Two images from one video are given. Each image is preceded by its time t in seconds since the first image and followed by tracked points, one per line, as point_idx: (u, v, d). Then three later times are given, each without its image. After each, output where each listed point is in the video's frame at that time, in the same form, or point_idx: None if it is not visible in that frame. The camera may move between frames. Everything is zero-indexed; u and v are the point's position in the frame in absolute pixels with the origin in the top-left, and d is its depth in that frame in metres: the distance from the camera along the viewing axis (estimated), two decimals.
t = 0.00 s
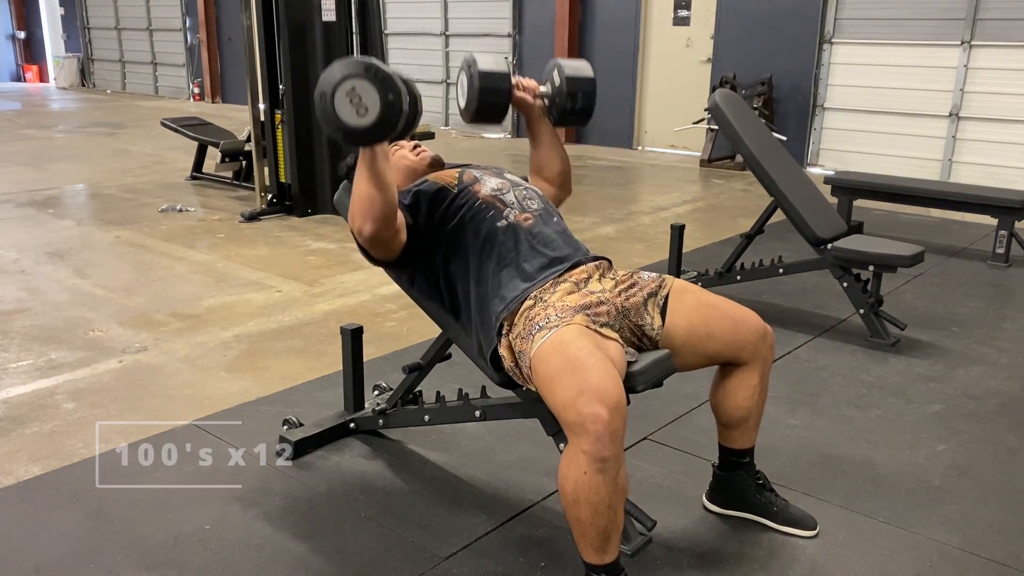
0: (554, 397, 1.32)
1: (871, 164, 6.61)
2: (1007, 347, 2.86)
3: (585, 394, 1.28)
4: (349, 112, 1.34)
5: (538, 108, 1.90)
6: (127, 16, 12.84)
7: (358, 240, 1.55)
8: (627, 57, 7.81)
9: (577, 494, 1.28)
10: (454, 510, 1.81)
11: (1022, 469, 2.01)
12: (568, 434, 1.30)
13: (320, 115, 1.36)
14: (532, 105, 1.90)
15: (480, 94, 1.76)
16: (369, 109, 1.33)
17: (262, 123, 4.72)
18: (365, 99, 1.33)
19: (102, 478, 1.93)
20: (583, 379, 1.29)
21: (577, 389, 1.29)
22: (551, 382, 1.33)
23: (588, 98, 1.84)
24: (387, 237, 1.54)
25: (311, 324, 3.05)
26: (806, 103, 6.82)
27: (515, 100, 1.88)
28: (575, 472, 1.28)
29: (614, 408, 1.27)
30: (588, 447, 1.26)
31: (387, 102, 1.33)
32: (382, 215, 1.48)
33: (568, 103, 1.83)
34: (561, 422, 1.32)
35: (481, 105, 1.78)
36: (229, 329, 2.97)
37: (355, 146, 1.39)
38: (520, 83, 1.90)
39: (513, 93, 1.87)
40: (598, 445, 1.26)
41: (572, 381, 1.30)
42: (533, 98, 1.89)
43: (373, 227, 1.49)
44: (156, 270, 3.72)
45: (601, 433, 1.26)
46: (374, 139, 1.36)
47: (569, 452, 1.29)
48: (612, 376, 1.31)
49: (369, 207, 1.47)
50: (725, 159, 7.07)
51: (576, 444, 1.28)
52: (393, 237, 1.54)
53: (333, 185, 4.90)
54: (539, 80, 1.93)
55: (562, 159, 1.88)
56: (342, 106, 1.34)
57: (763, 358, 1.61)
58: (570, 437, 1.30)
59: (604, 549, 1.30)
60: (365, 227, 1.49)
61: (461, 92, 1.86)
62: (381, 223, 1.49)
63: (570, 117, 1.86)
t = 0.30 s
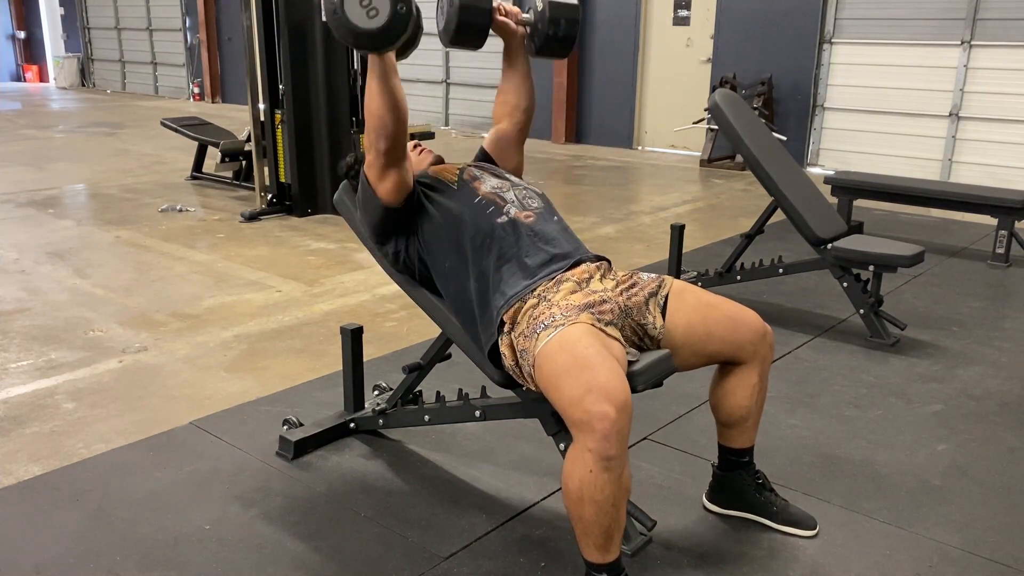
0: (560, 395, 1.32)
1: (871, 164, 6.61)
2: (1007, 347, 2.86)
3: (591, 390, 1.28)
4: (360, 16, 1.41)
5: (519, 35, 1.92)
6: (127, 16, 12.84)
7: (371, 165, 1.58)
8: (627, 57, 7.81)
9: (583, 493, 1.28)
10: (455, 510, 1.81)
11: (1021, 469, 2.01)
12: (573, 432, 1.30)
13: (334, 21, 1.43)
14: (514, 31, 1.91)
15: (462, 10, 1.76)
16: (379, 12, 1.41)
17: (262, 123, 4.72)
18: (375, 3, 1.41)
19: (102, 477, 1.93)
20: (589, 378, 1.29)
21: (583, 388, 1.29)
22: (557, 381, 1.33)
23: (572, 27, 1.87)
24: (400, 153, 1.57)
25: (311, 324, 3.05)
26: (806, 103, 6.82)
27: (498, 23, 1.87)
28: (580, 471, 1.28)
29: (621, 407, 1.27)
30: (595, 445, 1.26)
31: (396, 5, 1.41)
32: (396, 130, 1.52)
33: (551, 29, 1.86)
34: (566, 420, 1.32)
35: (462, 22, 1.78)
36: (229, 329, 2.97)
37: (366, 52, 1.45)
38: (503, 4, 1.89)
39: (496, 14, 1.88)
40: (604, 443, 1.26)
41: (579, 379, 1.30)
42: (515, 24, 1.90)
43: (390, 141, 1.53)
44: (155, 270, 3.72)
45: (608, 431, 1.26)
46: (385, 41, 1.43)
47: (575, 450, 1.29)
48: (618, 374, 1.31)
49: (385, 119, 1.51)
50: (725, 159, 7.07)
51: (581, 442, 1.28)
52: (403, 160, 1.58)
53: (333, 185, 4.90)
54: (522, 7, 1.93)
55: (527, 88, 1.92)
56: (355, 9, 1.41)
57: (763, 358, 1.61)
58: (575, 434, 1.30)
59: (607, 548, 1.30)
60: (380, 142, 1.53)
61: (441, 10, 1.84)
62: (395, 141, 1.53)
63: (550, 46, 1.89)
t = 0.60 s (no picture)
0: (556, 397, 1.32)
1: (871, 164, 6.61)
2: (1007, 347, 2.86)
3: (588, 392, 1.28)
4: (367, 57, 1.37)
5: (532, 73, 1.90)
6: (127, 16, 12.84)
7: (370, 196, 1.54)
8: (627, 57, 7.81)
9: (579, 494, 1.28)
10: (455, 509, 1.81)
11: (1021, 469, 2.01)
12: (569, 433, 1.30)
13: (339, 62, 1.38)
14: (527, 70, 1.89)
15: (473, 54, 1.74)
16: (387, 53, 1.37)
17: (262, 123, 4.72)
18: (383, 44, 1.36)
19: (103, 477, 1.93)
20: (585, 379, 1.29)
21: (579, 389, 1.29)
22: (554, 382, 1.33)
23: (583, 62, 1.82)
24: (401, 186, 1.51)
25: (311, 324, 3.05)
26: (806, 103, 6.82)
27: (509, 64, 1.87)
28: (576, 472, 1.28)
29: (616, 408, 1.27)
30: (590, 445, 1.26)
31: (405, 46, 1.37)
32: (399, 163, 1.47)
33: (562, 67, 1.82)
34: (563, 421, 1.32)
35: (474, 66, 1.76)
36: (229, 329, 2.97)
37: (372, 92, 1.41)
38: (517, 48, 1.90)
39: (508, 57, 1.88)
40: (599, 444, 1.26)
41: (575, 380, 1.30)
42: (527, 64, 1.88)
43: (392, 176, 1.48)
44: (155, 270, 3.72)
45: (603, 431, 1.26)
46: (394, 81, 1.39)
47: (570, 451, 1.29)
48: (614, 376, 1.30)
49: (387, 152, 1.46)
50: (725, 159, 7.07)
51: (577, 443, 1.28)
52: (406, 191, 1.53)
53: (333, 185, 4.90)
54: (534, 46, 1.92)
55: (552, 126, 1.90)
56: (362, 49, 1.36)
57: (766, 360, 1.61)
58: (571, 435, 1.30)
59: (604, 548, 1.30)
60: (382, 176, 1.48)
61: (454, 56, 1.85)
62: (397, 174, 1.48)
63: (564, 83, 1.85)
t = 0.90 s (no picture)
0: (555, 399, 1.32)
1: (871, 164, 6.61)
2: (1007, 347, 2.86)
3: (587, 394, 1.28)
4: (364, 135, 1.32)
5: (551, 127, 1.90)
6: (127, 16, 12.84)
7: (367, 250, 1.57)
8: (627, 57, 7.81)
9: (577, 496, 1.28)
10: (454, 510, 1.81)
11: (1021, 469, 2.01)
12: (568, 434, 1.30)
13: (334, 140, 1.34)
14: (546, 124, 1.89)
15: (494, 113, 1.75)
16: (384, 131, 1.33)
17: (262, 123, 4.72)
18: (380, 122, 1.32)
19: (103, 477, 1.93)
20: (584, 380, 1.29)
21: (578, 389, 1.29)
22: (553, 382, 1.33)
23: (602, 116, 1.85)
24: (401, 248, 1.54)
25: (311, 324, 3.05)
26: (806, 103, 6.82)
27: (528, 119, 1.87)
28: (575, 472, 1.28)
29: (615, 408, 1.27)
30: (589, 446, 1.26)
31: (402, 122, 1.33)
32: (397, 229, 1.49)
33: (582, 121, 1.83)
34: (561, 422, 1.32)
35: (496, 125, 1.77)
36: (229, 329, 2.97)
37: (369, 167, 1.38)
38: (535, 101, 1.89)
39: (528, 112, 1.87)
40: (598, 445, 1.26)
41: (573, 381, 1.30)
42: (546, 118, 1.88)
43: (389, 242, 1.50)
44: (155, 270, 3.72)
45: (601, 432, 1.25)
46: (391, 158, 1.35)
47: (569, 451, 1.29)
48: (614, 377, 1.31)
49: (384, 222, 1.47)
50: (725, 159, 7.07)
51: (576, 443, 1.28)
52: (407, 249, 1.55)
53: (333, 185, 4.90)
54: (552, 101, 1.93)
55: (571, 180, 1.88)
56: (358, 129, 1.32)
57: (767, 361, 1.61)
58: (569, 437, 1.30)
59: (603, 548, 1.30)
60: (381, 241, 1.51)
61: (475, 115, 1.85)
62: (395, 239, 1.51)
63: (583, 136, 1.87)
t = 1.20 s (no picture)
0: (553, 400, 1.32)
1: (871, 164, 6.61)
2: (1007, 347, 2.86)
3: (584, 396, 1.28)
4: (358, 197, 1.33)
5: (554, 166, 1.91)
6: (127, 16, 12.84)
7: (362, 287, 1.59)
8: (627, 57, 7.80)
9: (576, 497, 1.28)
10: (454, 509, 1.81)
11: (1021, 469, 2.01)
12: (566, 435, 1.30)
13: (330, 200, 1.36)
14: (549, 163, 1.89)
15: (496, 155, 1.76)
16: (378, 192, 1.33)
17: (262, 123, 4.72)
18: (373, 184, 1.33)
19: (102, 477, 1.93)
20: (583, 381, 1.29)
21: (576, 390, 1.29)
22: (551, 383, 1.33)
23: (606, 161, 1.84)
24: (398, 298, 1.56)
25: (311, 324, 3.05)
26: (806, 103, 6.82)
27: (532, 159, 1.87)
28: (573, 473, 1.28)
29: (613, 409, 1.27)
30: (587, 447, 1.26)
31: (395, 182, 1.33)
32: (395, 278, 1.51)
33: (584, 165, 1.83)
34: (559, 424, 1.32)
35: (497, 165, 1.78)
36: (229, 329, 2.97)
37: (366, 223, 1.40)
38: (539, 140, 1.88)
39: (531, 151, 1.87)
40: (596, 446, 1.26)
41: (571, 382, 1.30)
42: (550, 157, 1.88)
43: (387, 292, 1.52)
44: (155, 270, 3.72)
45: (599, 433, 1.25)
46: (385, 217, 1.36)
47: (568, 452, 1.29)
48: (612, 378, 1.31)
49: (383, 273, 1.49)
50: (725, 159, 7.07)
51: (574, 444, 1.28)
52: (406, 295, 1.57)
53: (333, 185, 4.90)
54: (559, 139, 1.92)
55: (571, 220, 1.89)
56: (352, 192, 1.33)
57: (766, 362, 1.61)
58: (568, 438, 1.30)
59: (602, 549, 1.30)
60: (378, 291, 1.52)
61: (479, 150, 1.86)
62: (394, 288, 1.52)
63: (585, 178, 1.87)
